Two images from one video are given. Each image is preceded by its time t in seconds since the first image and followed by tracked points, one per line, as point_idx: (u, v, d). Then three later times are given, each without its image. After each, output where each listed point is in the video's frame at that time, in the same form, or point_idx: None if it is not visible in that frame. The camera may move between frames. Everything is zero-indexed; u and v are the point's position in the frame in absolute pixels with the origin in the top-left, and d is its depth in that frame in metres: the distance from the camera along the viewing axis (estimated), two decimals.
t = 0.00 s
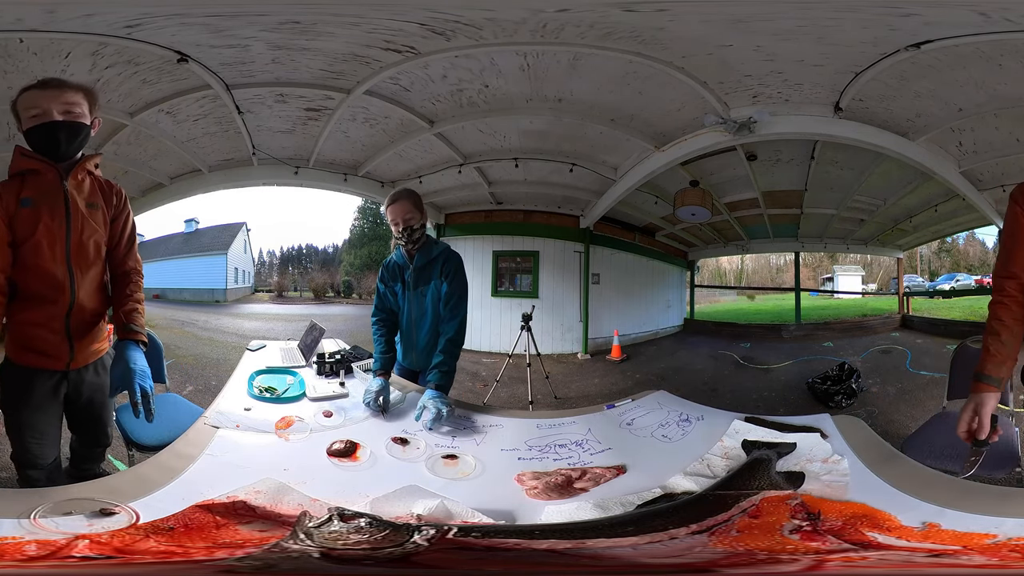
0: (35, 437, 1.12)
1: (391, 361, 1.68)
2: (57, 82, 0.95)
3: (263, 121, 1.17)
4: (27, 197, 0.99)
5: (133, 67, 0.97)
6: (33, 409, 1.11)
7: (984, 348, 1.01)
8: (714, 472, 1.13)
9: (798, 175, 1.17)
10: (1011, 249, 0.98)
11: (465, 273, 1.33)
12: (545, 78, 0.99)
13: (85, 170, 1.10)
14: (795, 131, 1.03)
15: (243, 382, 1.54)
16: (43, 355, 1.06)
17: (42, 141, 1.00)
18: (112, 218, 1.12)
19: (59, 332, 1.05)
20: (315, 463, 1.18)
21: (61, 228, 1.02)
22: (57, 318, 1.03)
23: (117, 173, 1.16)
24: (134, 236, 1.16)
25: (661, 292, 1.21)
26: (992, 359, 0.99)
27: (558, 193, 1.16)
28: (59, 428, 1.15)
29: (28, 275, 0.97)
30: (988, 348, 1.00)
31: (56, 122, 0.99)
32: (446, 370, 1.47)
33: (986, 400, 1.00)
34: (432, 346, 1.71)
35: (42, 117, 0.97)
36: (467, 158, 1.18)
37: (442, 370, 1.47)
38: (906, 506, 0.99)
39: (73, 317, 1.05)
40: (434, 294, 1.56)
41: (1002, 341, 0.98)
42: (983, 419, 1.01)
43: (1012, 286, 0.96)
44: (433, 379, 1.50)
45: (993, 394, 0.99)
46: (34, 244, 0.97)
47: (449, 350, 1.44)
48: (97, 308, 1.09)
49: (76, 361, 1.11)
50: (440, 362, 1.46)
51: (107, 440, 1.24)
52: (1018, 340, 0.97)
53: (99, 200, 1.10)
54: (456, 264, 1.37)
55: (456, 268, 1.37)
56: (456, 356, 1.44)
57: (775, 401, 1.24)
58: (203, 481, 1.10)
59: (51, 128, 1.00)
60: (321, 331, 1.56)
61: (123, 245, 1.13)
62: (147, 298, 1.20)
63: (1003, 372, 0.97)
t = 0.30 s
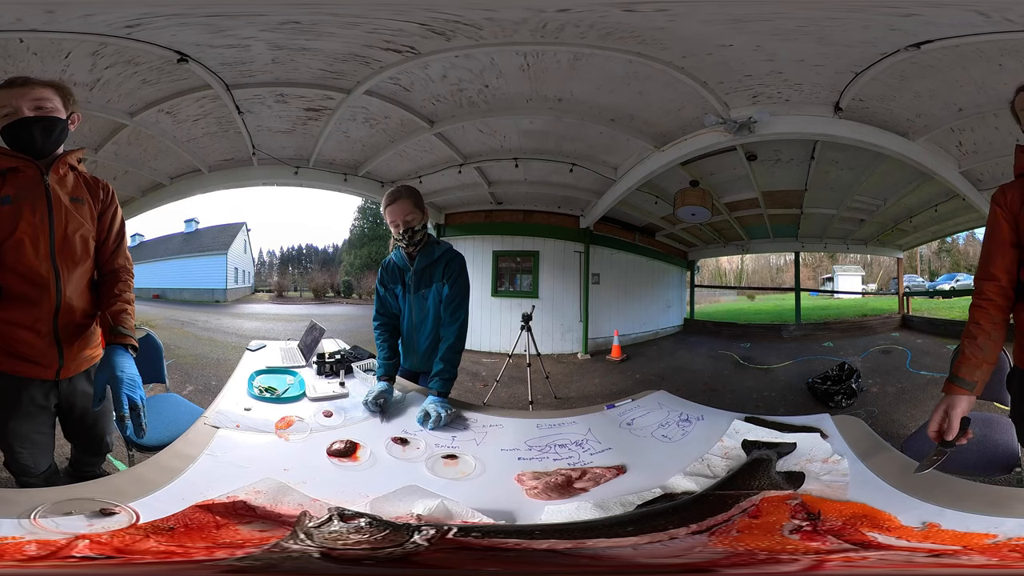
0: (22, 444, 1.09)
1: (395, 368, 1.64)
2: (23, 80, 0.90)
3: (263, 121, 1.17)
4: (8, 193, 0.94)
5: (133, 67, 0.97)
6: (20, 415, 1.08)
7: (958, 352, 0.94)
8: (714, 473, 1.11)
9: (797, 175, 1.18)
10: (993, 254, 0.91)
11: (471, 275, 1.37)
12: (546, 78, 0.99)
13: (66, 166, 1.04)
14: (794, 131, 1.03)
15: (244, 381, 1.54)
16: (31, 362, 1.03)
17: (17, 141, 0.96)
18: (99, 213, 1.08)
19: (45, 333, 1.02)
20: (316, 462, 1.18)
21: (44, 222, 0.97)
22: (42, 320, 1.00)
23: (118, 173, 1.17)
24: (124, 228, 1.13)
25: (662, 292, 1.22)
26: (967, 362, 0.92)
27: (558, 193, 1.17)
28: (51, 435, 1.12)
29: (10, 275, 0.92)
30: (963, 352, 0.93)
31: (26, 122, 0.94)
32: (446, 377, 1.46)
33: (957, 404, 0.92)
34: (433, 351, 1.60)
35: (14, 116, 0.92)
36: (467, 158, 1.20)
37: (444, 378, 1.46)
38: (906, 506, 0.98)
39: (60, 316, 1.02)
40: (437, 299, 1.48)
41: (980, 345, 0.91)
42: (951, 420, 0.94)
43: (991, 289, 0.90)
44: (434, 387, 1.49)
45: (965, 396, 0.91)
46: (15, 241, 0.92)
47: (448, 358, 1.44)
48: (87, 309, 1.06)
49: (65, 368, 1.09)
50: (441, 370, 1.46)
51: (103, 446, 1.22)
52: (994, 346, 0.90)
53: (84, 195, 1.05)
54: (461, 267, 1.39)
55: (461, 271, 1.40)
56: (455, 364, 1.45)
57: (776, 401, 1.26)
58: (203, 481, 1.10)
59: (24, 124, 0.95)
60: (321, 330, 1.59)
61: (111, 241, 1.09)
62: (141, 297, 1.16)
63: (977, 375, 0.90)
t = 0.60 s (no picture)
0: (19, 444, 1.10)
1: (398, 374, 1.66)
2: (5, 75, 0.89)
3: (263, 121, 1.17)
4: None
5: (133, 67, 0.97)
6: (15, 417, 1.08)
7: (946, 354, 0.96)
8: (715, 473, 1.12)
9: (797, 175, 1.17)
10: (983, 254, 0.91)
11: (471, 275, 1.39)
12: (545, 78, 0.99)
13: (56, 161, 1.04)
14: (794, 131, 1.03)
15: (244, 382, 1.53)
16: (23, 364, 1.03)
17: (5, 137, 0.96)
18: (92, 211, 1.09)
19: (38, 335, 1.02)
20: (316, 462, 1.18)
21: (36, 222, 0.97)
22: (36, 322, 1.01)
23: (118, 173, 1.17)
24: (118, 227, 1.14)
25: (662, 293, 1.22)
26: (955, 365, 0.94)
27: (558, 193, 1.17)
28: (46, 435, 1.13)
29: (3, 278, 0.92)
30: (952, 354, 0.95)
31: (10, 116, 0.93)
32: (446, 380, 1.49)
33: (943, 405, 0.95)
34: (433, 353, 1.65)
35: None
36: (467, 157, 1.21)
37: (444, 381, 1.49)
38: (907, 506, 0.99)
39: (55, 317, 1.03)
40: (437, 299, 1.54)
41: (968, 348, 0.93)
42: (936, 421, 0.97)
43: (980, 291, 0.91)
44: (433, 390, 1.51)
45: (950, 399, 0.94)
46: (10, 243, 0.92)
47: (445, 362, 1.46)
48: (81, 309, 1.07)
49: (58, 370, 1.09)
50: (439, 373, 1.48)
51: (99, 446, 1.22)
52: (984, 350, 0.93)
53: (76, 193, 1.06)
54: (462, 265, 1.42)
55: (462, 270, 1.42)
56: (455, 368, 1.46)
57: (776, 401, 1.24)
58: (203, 481, 1.10)
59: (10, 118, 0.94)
60: (321, 331, 1.55)
61: (105, 241, 1.11)
62: (143, 297, 1.21)
63: (964, 378, 0.93)
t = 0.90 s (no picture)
0: (16, 440, 1.10)
1: (399, 376, 1.66)
2: None
3: (263, 121, 1.17)
4: None
5: (133, 67, 0.98)
6: (14, 413, 1.09)
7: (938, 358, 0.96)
8: (715, 473, 1.12)
9: (798, 175, 1.17)
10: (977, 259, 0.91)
11: (471, 272, 1.39)
12: (546, 78, 0.99)
13: (53, 160, 1.05)
14: (794, 131, 1.03)
15: (244, 382, 1.52)
16: (22, 364, 1.04)
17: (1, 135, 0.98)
18: (89, 211, 1.09)
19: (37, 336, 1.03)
20: (316, 463, 1.18)
21: (32, 226, 0.98)
22: (34, 325, 1.02)
23: (118, 173, 1.15)
24: (116, 227, 1.13)
25: (662, 292, 1.22)
26: (945, 369, 0.95)
27: (558, 193, 1.17)
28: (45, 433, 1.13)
29: None
30: (942, 359, 0.95)
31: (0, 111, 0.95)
32: (445, 382, 1.48)
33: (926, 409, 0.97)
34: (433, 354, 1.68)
35: None
36: (467, 158, 1.19)
37: (443, 382, 1.48)
38: (906, 506, 0.99)
39: (52, 319, 1.04)
40: (437, 298, 1.56)
41: (959, 352, 0.93)
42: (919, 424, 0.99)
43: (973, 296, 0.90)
44: (433, 390, 1.51)
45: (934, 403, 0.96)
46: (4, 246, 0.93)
47: (445, 363, 1.46)
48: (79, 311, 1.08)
49: (58, 368, 1.11)
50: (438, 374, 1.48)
51: (97, 444, 1.21)
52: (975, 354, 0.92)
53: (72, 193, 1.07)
54: (461, 261, 1.42)
55: (461, 267, 1.43)
56: (454, 371, 1.46)
57: (776, 401, 1.24)
58: (203, 481, 1.10)
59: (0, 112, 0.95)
60: (321, 331, 1.51)
61: (103, 238, 1.10)
62: (143, 297, 1.23)
63: (952, 383, 0.94)
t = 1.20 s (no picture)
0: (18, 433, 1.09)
1: (399, 376, 1.64)
2: None
3: (263, 121, 1.17)
4: None
5: (133, 67, 0.97)
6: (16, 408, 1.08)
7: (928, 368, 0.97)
8: (715, 473, 1.12)
9: (798, 175, 1.17)
10: (966, 268, 0.91)
11: (472, 271, 1.42)
12: (545, 78, 0.99)
13: (46, 159, 1.03)
14: (794, 131, 1.03)
15: (244, 382, 1.53)
16: (21, 364, 1.04)
17: None
18: (86, 212, 1.08)
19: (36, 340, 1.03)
20: (315, 463, 1.18)
21: (28, 233, 0.97)
22: (34, 330, 1.01)
23: (118, 173, 1.15)
24: (114, 226, 1.13)
25: (661, 291, 1.23)
26: (933, 379, 0.96)
27: (558, 193, 1.19)
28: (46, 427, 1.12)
29: None
30: (932, 369, 0.96)
31: None
32: (446, 381, 1.47)
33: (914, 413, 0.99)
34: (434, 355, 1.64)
35: None
36: (467, 157, 1.22)
37: (443, 382, 1.47)
38: (907, 505, 0.98)
39: (52, 324, 1.03)
40: (438, 298, 1.50)
41: (949, 363, 0.95)
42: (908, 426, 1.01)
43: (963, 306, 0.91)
44: (433, 391, 1.49)
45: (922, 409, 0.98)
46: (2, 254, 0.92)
47: (445, 363, 1.44)
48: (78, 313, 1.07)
49: (56, 365, 1.09)
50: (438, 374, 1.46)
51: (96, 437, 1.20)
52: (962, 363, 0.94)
53: (70, 195, 1.05)
54: (462, 260, 1.43)
55: (462, 265, 1.43)
56: (454, 371, 1.44)
57: (776, 401, 1.25)
58: (203, 481, 1.10)
59: None
60: (321, 331, 1.55)
61: (101, 240, 1.09)
62: (144, 297, 1.24)
63: (941, 393, 0.95)
